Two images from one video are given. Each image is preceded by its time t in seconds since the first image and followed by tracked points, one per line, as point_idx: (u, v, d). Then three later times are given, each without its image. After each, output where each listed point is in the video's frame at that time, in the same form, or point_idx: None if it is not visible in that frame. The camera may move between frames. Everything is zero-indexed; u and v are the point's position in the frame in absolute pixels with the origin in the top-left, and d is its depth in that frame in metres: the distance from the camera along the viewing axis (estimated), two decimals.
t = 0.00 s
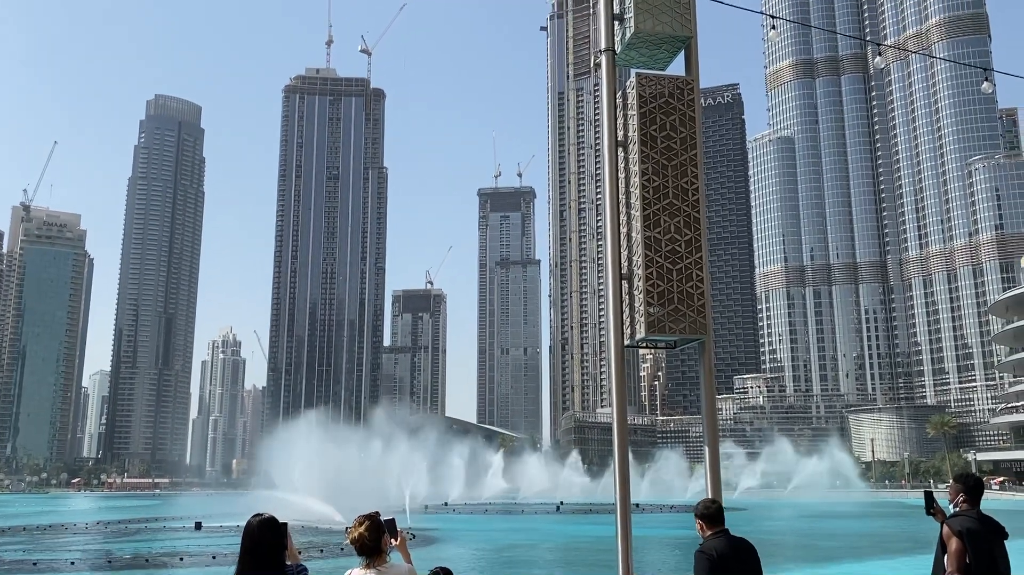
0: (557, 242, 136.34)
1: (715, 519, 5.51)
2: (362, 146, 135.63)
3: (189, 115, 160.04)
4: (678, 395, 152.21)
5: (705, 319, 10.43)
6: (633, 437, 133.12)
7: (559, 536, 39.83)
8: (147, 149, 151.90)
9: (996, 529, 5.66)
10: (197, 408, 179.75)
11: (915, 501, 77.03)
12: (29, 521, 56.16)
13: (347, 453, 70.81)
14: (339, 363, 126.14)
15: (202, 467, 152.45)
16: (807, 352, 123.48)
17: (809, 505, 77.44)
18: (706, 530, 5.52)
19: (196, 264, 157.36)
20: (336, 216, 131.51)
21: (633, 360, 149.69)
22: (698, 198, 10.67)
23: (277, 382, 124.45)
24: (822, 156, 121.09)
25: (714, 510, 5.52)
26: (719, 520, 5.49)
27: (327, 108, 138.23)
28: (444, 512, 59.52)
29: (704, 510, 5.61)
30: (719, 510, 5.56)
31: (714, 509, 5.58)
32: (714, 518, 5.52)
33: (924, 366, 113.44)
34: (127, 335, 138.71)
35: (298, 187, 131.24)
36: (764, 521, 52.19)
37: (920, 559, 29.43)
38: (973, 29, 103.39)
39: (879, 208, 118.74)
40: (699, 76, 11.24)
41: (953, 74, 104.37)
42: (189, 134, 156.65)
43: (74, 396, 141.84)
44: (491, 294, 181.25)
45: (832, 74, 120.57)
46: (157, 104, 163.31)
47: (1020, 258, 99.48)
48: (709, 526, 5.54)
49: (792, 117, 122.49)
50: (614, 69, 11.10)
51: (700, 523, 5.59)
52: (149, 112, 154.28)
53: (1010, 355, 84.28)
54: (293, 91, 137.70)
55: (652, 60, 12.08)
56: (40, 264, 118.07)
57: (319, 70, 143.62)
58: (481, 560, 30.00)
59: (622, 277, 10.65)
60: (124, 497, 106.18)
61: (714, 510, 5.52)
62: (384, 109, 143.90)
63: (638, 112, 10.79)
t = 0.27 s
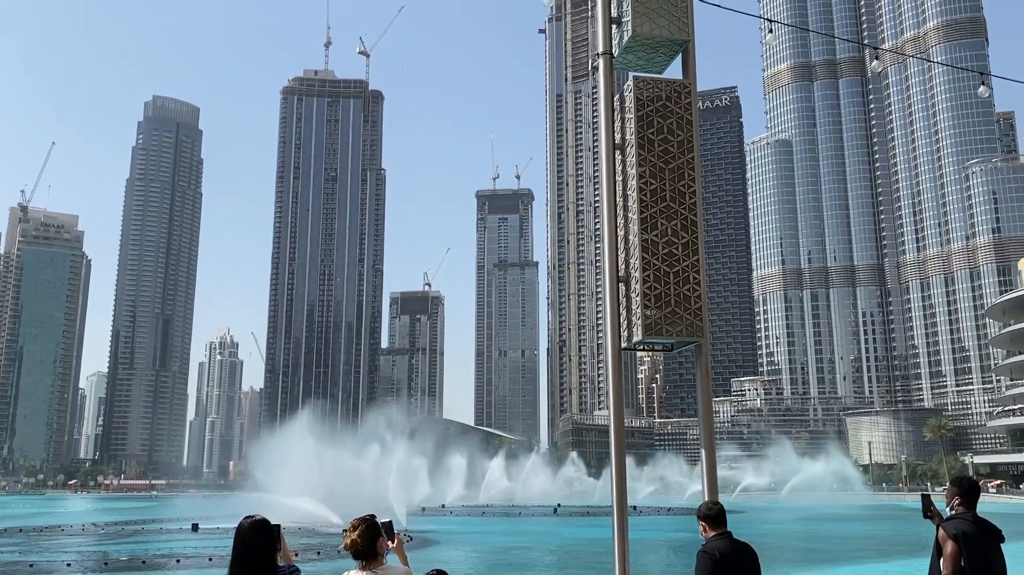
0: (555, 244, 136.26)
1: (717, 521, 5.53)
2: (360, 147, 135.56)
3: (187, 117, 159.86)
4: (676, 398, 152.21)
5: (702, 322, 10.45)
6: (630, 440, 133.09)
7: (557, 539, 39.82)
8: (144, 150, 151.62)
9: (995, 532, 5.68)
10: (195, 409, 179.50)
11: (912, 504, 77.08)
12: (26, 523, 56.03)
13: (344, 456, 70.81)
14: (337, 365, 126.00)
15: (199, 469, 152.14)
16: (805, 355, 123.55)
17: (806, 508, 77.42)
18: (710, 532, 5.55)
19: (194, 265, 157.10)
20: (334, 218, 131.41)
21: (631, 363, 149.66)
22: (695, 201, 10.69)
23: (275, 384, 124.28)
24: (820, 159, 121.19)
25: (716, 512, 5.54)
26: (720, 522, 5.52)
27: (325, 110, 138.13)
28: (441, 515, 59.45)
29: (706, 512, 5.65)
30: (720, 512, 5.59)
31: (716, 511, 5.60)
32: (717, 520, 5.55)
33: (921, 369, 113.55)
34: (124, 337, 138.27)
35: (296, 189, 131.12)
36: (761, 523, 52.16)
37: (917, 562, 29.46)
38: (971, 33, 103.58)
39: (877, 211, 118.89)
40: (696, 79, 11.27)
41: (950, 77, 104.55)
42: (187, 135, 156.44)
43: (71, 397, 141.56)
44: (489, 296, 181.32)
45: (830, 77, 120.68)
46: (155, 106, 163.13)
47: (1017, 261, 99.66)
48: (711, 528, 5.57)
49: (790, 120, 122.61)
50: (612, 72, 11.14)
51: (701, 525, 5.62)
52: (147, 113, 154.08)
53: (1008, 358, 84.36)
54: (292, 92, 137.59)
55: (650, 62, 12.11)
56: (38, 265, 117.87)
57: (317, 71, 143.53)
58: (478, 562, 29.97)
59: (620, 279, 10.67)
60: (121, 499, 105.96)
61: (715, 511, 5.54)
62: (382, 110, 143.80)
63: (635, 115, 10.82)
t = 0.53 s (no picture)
0: (554, 245, 136.28)
1: (722, 523, 5.56)
2: (359, 149, 135.55)
3: (186, 117, 159.81)
4: (674, 400, 152.27)
5: (700, 325, 10.48)
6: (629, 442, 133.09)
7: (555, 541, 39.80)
8: (143, 150, 151.59)
9: (993, 535, 5.72)
10: (193, 410, 179.40)
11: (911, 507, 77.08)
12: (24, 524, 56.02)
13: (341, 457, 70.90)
14: (335, 366, 125.95)
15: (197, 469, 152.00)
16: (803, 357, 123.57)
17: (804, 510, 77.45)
18: (713, 534, 5.58)
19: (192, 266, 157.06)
20: (333, 219, 131.37)
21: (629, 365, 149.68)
22: (693, 205, 10.73)
23: (273, 385, 124.18)
24: (819, 161, 121.27)
25: (721, 514, 5.57)
26: (725, 524, 5.55)
27: (325, 111, 138.08)
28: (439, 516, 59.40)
29: (711, 515, 5.67)
30: (726, 514, 5.62)
31: (722, 513, 5.62)
32: (722, 522, 5.57)
33: (919, 372, 113.69)
34: (123, 338, 138.28)
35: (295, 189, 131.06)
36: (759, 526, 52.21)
37: (915, 565, 29.49)
38: (970, 36, 103.69)
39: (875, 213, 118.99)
40: (695, 82, 11.31)
41: (949, 80, 104.67)
42: (186, 136, 156.41)
43: (69, 397, 141.50)
44: (487, 297, 181.44)
45: (829, 79, 120.80)
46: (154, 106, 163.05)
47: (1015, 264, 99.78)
48: (714, 530, 5.60)
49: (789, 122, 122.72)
50: (611, 76, 11.17)
51: (706, 526, 5.65)
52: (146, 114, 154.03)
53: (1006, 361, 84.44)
54: (291, 93, 137.49)
55: (649, 65, 12.15)
56: (36, 265, 117.75)
57: (317, 72, 143.50)
58: (476, 564, 29.98)
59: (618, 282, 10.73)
60: (119, 499, 105.94)
61: (721, 514, 5.56)
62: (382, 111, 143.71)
63: (633, 119, 10.86)
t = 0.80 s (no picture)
0: (554, 246, 136.28)
1: (724, 523, 5.57)
2: (360, 149, 135.62)
3: (187, 117, 159.95)
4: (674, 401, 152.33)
5: (700, 327, 10.48)
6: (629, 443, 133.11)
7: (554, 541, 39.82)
8: (144, 150, 151.70)
9: (993, 538, 5.71)
10: (193, 410, 179.47)
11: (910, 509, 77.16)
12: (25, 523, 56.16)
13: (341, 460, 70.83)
14: (335, 366, 125.95)
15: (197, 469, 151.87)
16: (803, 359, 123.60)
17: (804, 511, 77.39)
18: (716, 534, 5.59)
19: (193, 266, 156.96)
20: (334, 219, 131.51)
21: (629, 366, 149.74)
22: (692, 207, 10.76)
23: (273, 385, 124.11)
24: (819, 163, 121.34)
25: (724, 515, 5.56)
26: (727, 524, 5.56)
27: (325, 111, 138.17)
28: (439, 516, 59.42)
29: (715, 517, 5.67)
30: (729, 514, 5.61)
31: (725, 514, 5.63)
32: (724, 522, 5.58)
33: (919, 374, 113.75)
34: (123, 338, 138.61)
35: (295, 190, 131.09)
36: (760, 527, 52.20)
37: (915, 567, 29.49)
38: (971, 38, 103.71)
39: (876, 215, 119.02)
40: (695, 84, 11.32)
41: (949, 82, 104.71)
42: (187, 135, 156.49)
43: (69, 396, 141.72)
44: (488, 298, 181.91)
45: (829, 81, 120.81)
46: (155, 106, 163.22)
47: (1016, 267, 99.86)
48: (718, 530, 5.62)
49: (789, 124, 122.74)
50: (611, 77, 11.19)
51: (709, 528, 5.66)
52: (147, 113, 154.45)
53: (1007, 363, 84.43)
54: (292, 93, 137.50)
55: (650, 67, 12.16)
56: (37, 265, 117.90)
57: (317, 72, 143.55)
58: (476, 565, 30.00)
59: (617, 284, 10.75)
60: (119, 499, 105.97)
61: (725, 515, 5.56)
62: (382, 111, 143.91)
63: (634, 120, 10.87)
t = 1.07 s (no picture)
0: (556, 246, 136.25)
1: (719, 524, 5.61)
2: (362, 148, 135.72)
3: (189, 116, 160.20)
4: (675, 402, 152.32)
5: (699, 329, 10.51)
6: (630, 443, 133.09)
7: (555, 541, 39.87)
8: (146, 148, 151.90)
9: (990, 541, 5.74)
10: (194, 409, 179.60)
11: (911, 511, 77.11)
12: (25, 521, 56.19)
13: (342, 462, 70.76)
14: (337, 365, 126.00)
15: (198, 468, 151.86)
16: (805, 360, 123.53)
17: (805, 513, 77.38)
18: (712, 534, 5.66)
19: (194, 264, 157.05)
20: (336, 218, 131.65)
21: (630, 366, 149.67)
22: (693, 209, 10.78)
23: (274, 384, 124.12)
24: (822, 163, 121.33)
25: (719, 516, 5.60)
26: (721, 525, 5.60)
27: (328, 110, 138.30)
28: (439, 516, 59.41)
29: (710, 517, 5.72)
30: (723, 516, 5.66)
31: (721, 515, 5.66)
32: (718, 523, 5.63)
33: (921, 375, 113.69)
34: (124, 335, 138.74)
35: (297, 189, 131.23)
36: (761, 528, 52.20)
37: (915, 569, 29.52)
38: (974, 40, 103.76)
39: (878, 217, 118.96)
40: (696, 86, 11.35)
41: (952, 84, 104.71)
42: (189, 134, 156.70)
43: (70, 394, 141.83)
44: (489, 298, 182.02)
45: (832, 82, 120.89)
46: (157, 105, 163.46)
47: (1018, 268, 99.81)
48: (713, 532, 5.65)
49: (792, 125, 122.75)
50: (612, 79, 11.22)
51: (704, 528, 5.70)
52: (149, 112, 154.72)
53: (1009, 365, 84.38)
54: (294, 92, 137.63)
55: (650, 70, 12.20)
56: (39, 263, 118.01)
57: (320, 72, 143.72)
58: (476, 564, 30.06)
59: (617, 285, 10.77)
60: (120, 497, 105.98)
61: (720, 516, 5.60)
62: (384, 111, 143.96)
63: (635, 121, 10.90)
